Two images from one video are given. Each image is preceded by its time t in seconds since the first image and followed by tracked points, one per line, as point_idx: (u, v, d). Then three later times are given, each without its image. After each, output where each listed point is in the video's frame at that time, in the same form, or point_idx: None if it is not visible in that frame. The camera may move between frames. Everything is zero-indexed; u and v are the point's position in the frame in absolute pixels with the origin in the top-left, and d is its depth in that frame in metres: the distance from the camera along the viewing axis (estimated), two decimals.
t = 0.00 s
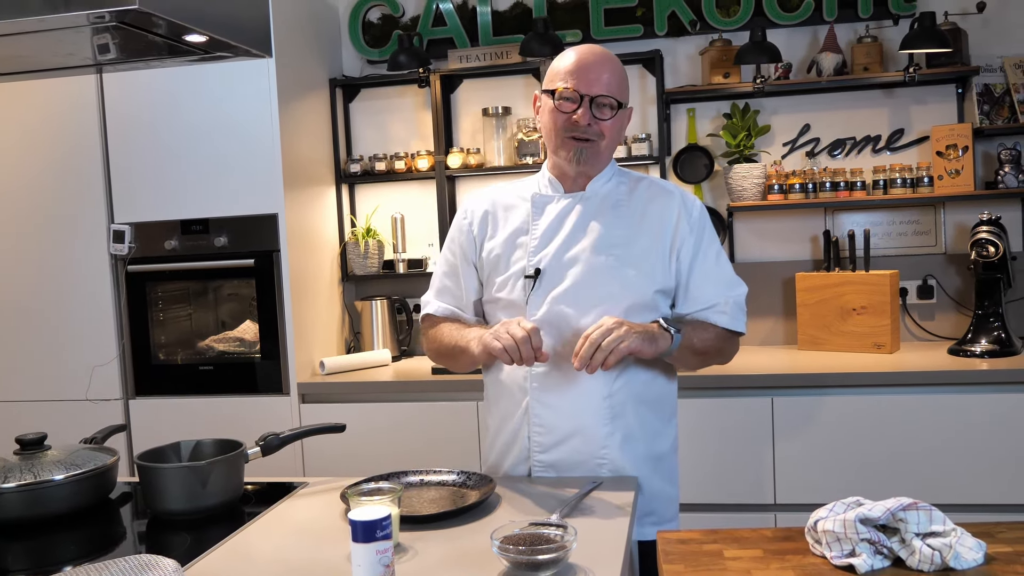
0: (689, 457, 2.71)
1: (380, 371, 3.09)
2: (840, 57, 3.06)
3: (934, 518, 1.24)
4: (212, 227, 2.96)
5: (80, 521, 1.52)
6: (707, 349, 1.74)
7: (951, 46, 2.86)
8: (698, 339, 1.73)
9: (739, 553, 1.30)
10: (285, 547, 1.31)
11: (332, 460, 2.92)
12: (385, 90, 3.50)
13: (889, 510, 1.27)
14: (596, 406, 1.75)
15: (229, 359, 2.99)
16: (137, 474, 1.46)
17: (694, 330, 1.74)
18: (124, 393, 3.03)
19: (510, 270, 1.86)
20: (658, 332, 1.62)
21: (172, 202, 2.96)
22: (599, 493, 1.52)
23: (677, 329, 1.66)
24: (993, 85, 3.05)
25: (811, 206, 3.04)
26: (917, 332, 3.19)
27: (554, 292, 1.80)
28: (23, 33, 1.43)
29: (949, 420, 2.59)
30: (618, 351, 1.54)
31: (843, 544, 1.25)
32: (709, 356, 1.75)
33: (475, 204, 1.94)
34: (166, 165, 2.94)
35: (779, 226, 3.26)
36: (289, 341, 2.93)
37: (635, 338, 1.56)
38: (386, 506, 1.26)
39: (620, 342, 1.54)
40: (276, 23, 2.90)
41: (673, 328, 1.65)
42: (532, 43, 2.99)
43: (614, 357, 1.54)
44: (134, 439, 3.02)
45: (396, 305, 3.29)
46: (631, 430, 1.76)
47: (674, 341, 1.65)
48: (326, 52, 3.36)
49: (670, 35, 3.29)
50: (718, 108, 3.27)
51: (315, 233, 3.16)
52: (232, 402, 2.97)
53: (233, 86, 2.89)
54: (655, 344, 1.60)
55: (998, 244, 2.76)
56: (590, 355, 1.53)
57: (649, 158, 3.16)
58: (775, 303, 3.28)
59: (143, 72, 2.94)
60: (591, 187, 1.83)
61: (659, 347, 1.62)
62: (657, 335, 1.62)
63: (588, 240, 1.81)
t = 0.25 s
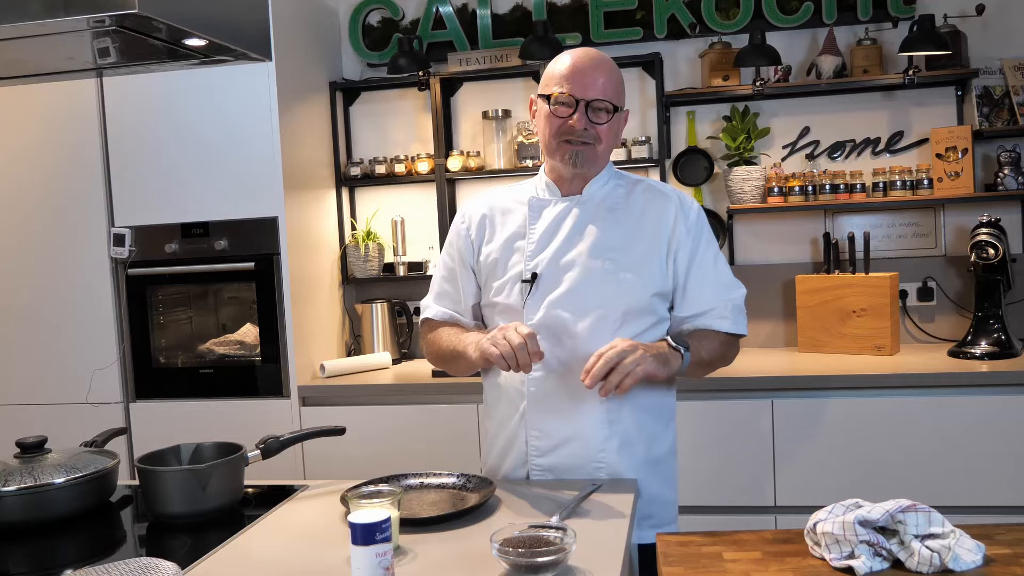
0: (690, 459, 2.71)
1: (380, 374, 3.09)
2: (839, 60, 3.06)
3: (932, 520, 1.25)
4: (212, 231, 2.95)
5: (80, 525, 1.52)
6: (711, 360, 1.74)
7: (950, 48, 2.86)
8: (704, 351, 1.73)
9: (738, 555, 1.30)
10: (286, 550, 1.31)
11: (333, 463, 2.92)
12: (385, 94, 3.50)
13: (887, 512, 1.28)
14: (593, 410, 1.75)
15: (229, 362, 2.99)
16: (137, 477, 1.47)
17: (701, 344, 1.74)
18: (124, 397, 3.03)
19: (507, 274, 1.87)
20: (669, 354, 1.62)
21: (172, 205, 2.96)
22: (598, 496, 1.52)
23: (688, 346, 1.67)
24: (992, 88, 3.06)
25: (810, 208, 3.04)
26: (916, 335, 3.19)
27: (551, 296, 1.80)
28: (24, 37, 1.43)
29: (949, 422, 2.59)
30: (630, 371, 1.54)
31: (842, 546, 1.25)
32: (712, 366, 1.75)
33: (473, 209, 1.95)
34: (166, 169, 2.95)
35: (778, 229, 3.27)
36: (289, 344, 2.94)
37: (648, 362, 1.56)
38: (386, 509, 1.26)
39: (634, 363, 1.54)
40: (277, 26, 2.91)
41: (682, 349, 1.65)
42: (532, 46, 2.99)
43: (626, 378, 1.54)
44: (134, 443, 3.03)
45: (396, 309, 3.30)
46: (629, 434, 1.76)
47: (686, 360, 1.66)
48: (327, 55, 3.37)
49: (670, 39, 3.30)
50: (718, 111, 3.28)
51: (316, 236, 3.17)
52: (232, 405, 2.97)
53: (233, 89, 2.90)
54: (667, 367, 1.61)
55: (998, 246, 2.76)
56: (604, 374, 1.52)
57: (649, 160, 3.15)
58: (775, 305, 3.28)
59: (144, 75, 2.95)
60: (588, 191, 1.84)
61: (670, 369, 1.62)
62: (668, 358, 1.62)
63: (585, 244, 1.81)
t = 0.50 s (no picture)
0: (689, 460, 2.71)
1: (380, 375, 3.09)
2: (838, 60, 3.06)
3: (930, 520, 1.25)
4: (212, 232, 2.96)
5: (80, 526, 1.52)
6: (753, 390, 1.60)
7: (948, 48, 2.86)
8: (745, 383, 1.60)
9: (736, 556, 1.30)
10: (285, 551, 1.31)
11: (332, 464, 2.92)
12: (384, 95, 3.50)
13: (886, 512, 1.28)
14: (581, 414, 1.75)
15: (229, 364, 3.00)
16: (136, 478, 1.47)
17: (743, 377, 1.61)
18: (124, 398, 3.03)
19: (501, 275, 1.87)
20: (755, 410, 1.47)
21: (172, 206, 2.96)
22: (597, 497, 1.52)
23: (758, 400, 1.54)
24: (990, 88, 3.07)
25: (809, 209, 3.04)
26: (915, 335, 3.20)
27: (542, 298, 1.80)
28: (22, 39, 1.44)
29: (948, 422, 2.59)
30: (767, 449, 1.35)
31: (841, 546, 1.25)
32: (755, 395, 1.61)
33: (471, 209, 1.96)
34: (166, 170, 2.95)
35: (777, 229, 3.27)
36: (288, 346, 2.94)
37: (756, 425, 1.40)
38: (385, 510, 1.26)
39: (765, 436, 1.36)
40: (276, 28, 2.91)
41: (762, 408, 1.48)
42: (531, 48, 2.99)
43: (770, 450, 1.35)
44: (134, 444, 3.03)
45: (396, 310, 3.30)
46: (618, 438, 1.77)
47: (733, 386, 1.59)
48: (326, 56, 3.37)
49: (669, 39, 3.30)
50: (716, 112, 3.28)
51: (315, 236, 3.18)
52: (232, 406, 2.97)
53: (233, 91, 2.90)
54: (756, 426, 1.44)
55: (996, 246, 2.77)
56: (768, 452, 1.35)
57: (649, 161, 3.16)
58: (774, 305, 3.28)
59: (143, 77, 2.95)
60: (583, 193, 1.83)
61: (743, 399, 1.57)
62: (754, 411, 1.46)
63: (577, 247, 1.80)
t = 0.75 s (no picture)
0: (689, 460, 2.71)
1: (379, 376, 3.09)
2: (837, 60, 3.06)
3: (929, 520, 1.24)
4: (211, 233, 2.96)
5: (79, 527, 1.52)
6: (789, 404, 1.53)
7: (947, 49, 2.87)
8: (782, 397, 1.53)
9: (735, 556, 1.31)
10: (284, 552, 1.31)
11: (332, 465, 2.92)
12: (384, 95, 3.51)
13: (884, 511, 1.26)
14: (567, 418, 1.74)
15: (228, 364, 3.00)
16: (136, 479, 1.47)
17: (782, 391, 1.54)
18: (124, 399, 3.03)
19: (497, 275, 1.89)
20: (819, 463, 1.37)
21: (171, 207, 2.96)
22: (595, 498, 1.52)
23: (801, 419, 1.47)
24: (989, 89, 3.07)
25: (808, 209, 3.04)
26: (915, 335, 3.20)
27: (534, 300, 1.81)
28: (21, 40, 1.44)
29: (948, 422, 2.59)
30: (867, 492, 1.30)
31: (839, 546, 1.25)
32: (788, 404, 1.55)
33: (473, 207, 1.98)
34: (166, 170, 2.95)
35: (777, 229, 3.27)
36: (288, 347, 2.94)
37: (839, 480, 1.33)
38: (384, 510, 1.26)
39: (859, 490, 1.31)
40: (276, 28, 2.91)
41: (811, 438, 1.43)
42: (530, 48, 3.00)
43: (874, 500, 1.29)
44: (134, 445, 3.03)
45: (395, 310, 3.30)
46: (605, 442, 1.75)
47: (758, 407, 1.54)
48: (326, 57, 3.37)
49: (668, 40, 3.30)
50: (715, 112, 3.28)
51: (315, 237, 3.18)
52: (232, 407, 2.97)
53: (232, 91, 2.90)
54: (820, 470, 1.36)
55: (995, 246, 2.77)
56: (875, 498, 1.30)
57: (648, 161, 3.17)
58: (773, 305, 3.28)
59: (143, 78, 2.95)
60: (582, 194, 1.83)
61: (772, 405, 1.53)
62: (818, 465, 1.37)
63: (571, 250, 1.81)
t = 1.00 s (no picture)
0: (689, 460, 2.71)
1: (379, 376, 3.09)
2: (835, 60, 3.07)
3: (922, 518, 1.24)
4: (210, 234, 2.96)
5: (79, 529, 1.52)
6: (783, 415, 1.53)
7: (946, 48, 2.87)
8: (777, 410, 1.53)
9: (734, 555, 1.31)
10: (284, 553, 1.31)
11: (332, 466, 2.92)
12: (383, 96, 3.51)
13: (878, 514, 1.26)
14: (559, 421, 1.75)
15: (228, 365, 3.00)
16: (136, 480, 1.47)
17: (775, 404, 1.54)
18: (123, 400, 3.03)
19: (495, 277, 1.90)
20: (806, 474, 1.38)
21: (171, 208, 2.96)
22: (594, 498, 1.53)
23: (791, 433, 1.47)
24: (988, 88, 3.07)
25: (807, 209, 3.04)
26: (914, 334, 3.20)
27: (529, 303, 1.81)
28: (20, 42, 1.44)
29: (947, 421, 2.59)
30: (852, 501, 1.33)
31: (837, 549, 1.26)
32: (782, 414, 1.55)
33: (476, 206, 1.99)
34: (165, 171, 2.95)
35: (776, 229, 3.27)
36: (288, 348, 2.94)
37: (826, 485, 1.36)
38: (383, 511, 1.26)
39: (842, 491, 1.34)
40: (275, 29, 2.91)
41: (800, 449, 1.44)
42: (528, 48, 3.00)
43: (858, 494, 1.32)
44: (134, 446, 3.03)
45: (395, 311, 3.30)
46: (598, 445, 1.75)
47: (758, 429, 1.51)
48: (325, 58, 3.37)
49: (667, 40, 3.30)
50: (714, 112, 3.28)
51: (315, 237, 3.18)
52: (232, 408, 2.97)
53: (231, 92, 2.90)
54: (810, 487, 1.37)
55: (994, 245, 2.77)
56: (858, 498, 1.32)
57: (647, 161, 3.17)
58: (773, 305, 3.28)
59: (143, 79, 2.95)
60: (580, 198, 1.82)
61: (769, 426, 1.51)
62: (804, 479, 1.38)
63: (567, 253, 1.81)
